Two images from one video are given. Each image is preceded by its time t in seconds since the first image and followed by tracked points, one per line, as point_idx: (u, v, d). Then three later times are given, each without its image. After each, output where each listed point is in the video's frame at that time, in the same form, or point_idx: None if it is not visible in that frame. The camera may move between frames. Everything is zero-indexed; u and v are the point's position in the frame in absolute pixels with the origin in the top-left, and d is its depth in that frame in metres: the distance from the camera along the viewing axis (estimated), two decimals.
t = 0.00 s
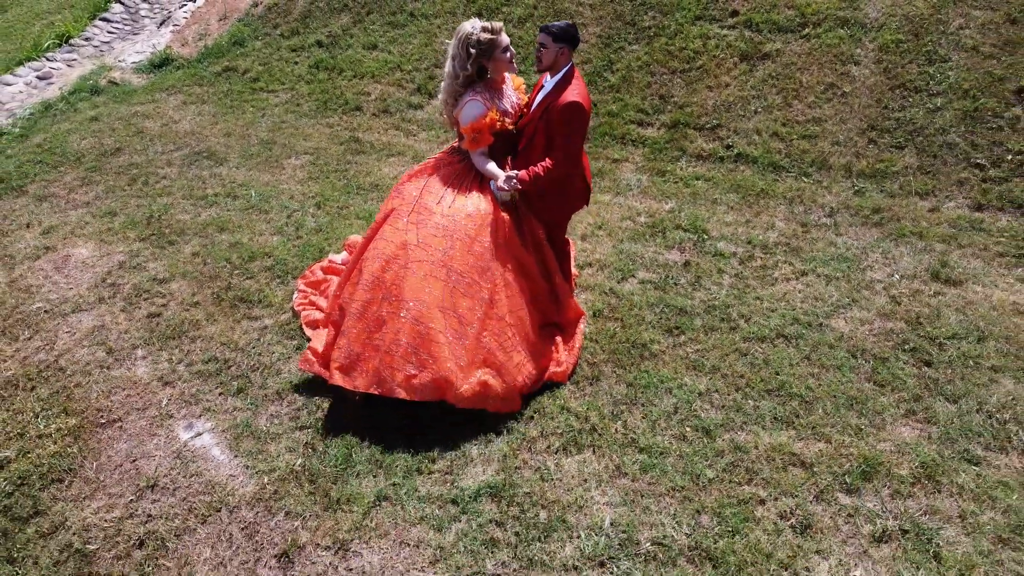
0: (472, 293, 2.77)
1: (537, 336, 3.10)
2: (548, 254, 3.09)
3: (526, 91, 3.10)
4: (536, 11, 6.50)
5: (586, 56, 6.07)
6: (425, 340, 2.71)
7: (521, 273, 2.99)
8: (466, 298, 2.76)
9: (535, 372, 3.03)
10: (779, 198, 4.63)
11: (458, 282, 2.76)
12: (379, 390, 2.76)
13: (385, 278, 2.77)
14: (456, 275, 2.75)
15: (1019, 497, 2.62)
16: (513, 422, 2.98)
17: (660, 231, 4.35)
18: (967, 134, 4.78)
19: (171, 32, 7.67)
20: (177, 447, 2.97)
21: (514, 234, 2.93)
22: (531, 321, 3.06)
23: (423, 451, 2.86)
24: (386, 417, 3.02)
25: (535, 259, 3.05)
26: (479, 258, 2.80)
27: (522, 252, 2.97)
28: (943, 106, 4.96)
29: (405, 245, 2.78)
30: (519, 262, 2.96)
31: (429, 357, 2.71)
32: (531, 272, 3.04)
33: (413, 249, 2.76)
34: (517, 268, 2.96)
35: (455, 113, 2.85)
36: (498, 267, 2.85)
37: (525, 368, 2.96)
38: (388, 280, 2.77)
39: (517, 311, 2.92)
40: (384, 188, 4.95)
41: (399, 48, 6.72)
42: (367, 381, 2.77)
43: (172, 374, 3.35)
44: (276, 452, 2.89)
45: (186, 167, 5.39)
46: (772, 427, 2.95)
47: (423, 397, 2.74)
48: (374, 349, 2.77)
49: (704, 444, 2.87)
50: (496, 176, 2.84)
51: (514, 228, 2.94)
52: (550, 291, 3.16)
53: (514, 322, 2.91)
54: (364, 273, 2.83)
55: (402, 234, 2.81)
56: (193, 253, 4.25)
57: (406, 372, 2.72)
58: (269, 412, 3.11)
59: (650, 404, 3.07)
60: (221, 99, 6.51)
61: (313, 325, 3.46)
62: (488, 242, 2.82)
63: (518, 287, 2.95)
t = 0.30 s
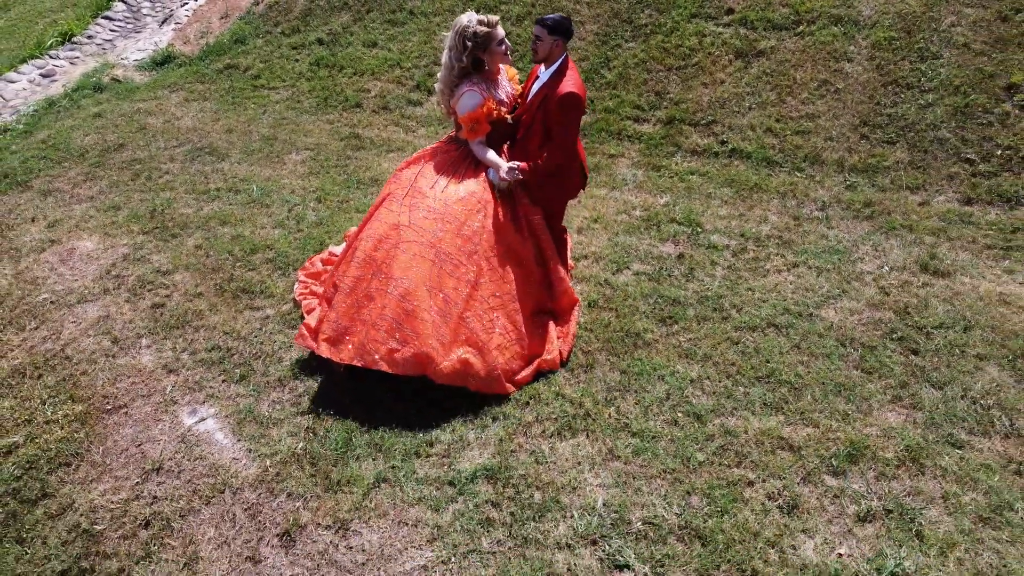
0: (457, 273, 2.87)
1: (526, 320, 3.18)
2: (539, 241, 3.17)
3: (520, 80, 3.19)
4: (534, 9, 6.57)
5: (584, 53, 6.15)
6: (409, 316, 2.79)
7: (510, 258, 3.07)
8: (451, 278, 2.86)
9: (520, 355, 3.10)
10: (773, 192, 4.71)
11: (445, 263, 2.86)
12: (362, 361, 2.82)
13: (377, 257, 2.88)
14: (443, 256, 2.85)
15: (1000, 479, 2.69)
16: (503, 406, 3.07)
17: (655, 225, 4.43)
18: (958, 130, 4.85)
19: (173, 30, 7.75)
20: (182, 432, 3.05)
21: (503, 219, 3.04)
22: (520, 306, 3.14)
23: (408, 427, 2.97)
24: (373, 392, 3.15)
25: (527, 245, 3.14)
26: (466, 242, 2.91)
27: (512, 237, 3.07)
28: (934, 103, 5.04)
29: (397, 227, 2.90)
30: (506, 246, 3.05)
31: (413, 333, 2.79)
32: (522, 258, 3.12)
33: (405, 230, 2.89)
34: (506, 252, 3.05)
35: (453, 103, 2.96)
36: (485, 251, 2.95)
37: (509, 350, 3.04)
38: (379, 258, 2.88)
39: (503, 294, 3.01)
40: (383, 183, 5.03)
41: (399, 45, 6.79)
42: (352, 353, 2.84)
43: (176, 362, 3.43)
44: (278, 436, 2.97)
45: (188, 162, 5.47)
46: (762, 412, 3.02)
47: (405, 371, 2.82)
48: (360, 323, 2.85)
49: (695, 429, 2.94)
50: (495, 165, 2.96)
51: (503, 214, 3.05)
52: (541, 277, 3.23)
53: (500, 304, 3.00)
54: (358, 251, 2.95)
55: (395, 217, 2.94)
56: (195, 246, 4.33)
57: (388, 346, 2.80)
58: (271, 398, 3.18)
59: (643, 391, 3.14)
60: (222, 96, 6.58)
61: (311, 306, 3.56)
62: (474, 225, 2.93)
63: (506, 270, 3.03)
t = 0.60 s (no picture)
0: (455, 265, 2.95)
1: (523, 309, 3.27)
2: (535, 232, 3.27)
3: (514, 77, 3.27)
4: (532, 9, 6.66)
5: (581, 53, 6.23)
6: (408, 308, 2.90)
7: (508, 249, 3.15)
8: (449, 271, 2.94)
9: (517, 343, 3.21)
10: (766, 189, 4.80)
11: (443, 256, 2.94)
12: (363, 353, 2.95)
13: (377, 251, 2.98)
14: (441, 249, 2.94)
15: (981, 465, 2.78)
16: (500, 395, 3.15)
17: (650, 221, 4.52)
18: (948, 128, 4.94)
19: (175, 30, 7.83)
20: (188, 420, 3.14)
21: (501, 213, 3.11)
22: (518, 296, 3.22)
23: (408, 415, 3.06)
24: (373, 382, 3.22)
25: (524, 237, 3.22)
26: (463, 235, 2.99)
27: (509, 230, 3.14)
28: (926, 101, 5.12)
29: (396, 222, 2.99)
30: (504, 238, 3.12)
31: (413, 324, 2.90)
32: (519, 249, 3.20)
33: (404, 225, 2.97)
34: (504, 244, 3.13)
35: (450, 99, 3.02)
36: (482, 243, 3.03)
37: (506, 339, 3.14)
38: (378, 252, 2.97)
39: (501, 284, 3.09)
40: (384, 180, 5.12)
41: (399, 45, 6.87)
42: (354, 345, 2.97)
43: (182, 353, 3.52)
44: (282, 424, 3.06)
45: (192, 160, 5.55)
46: (752, 401, 3.11)
47: (405, 361, 2.94)
48: (362, 316, 2.97)
49: (686, 417, 3.03)
50: (496, 159, 3.03)
51: (501, 207, 3.12)
52: (538, 267, 3.32)
53: (497, 294, 3.08)
54: (358, 246, 3.04)
55: (394, 212, 3.02)
56: (199, 241, 4.41)
57: (389, 337, 2.91)
58: (274, 388, 3.27)
59: (637, 381, 3.23)
60: (225, 95, 6.67)
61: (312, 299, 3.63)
62: (472, 219, 3.01)
63: (504, 261, 3.11)
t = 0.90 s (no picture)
0: (457, 265, 3.05)
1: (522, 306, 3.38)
2: (533, 231, 3.38)
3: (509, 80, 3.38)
4: (530, 11, 6.76)
5: (578, 55, 6.33)
6: (413, 308, 2.99)
7: (507, 248, 3.25)
8: (451, 270, 3.04)
9: (518, 339, 3.31)
10: (758, 189, 4.90)
11: (445, 255, 3.04)
12: (370, 354, 3.03)
13: (380, 255, 3.06)
14: (443, 249, 3.04)
15: (961, 455, 2.88)
16: (497, 388, 3.25)
17: (645, 220, 4.62)
18: (938, 129, 5.03)
19: (178, 32, 7.92)
20: (195, 412, 3.24)
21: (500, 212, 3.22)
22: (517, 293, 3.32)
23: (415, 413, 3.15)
24: (378, 382, 3.31)
25: (522, 235, 3.33)
26: (464, 235, 3.08)
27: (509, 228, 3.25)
28: (916, 103, 5.22)
29: (398, 225, 3.08)
30: (503, 237, 3.22)
31: (418, 323, 2.99)
32: (518, 247, 3.30)
33: (405, 228, 3.07)
34: (504, 242, 3.23)
35: (446, 102, 3.12)
36: (482, 242, 3.13)
37: (508, 335, 3.24)
38: (381, 255, 3.06)
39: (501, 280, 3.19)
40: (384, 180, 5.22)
41: (399, 47, 6.97)
42: (361, 347, 3.06)
43: (188, 348, 3.62)
44: (286, 416, 3.16)
45: (196, 160, 5.65)
46: (741, 395, 3.21)
47: (412, 360, 3.03)
48: (369, 318, 3.05)
49: (677, 409, 3.13)
50: (494, 158, 3.13)
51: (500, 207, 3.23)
52: (536, 264, 3.43)
53: (498, 291, 3.18)
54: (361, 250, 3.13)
55: (396, 216, 3.11)
56: (204, 240, 4.52)
57: (396, 338, 3.00)
58: (278, 381, 3.37)
59: (630, 375, 3.33)
60: (228, 96, 6.77)
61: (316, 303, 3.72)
62: (473, 220, 3.11)
63: (504, 260, 3.21)
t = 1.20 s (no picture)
0: (455, 272, 3.16)
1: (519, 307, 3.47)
2: (528, 234, 3.44)
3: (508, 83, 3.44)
4: (529, 14, 6.85)
5: (576, 58, 6.43)
6: (414, 316, 3.13)
7: (504, 252, 3.34)
8: (449, 277, 3.15)
9: (516, 340, 3.43)
10: (752, 190, 5.00)
11: (443, 263, 3.14)
12: (375, 361, 3.22)
13: (380, 264, 3.18)
14: (441, 257, 3.14)
15: (943, 448, 2.98)
16: (495, 384, 3.35)
17: (641, 220, 4.72)
18: (928, 131, 5.13)
19: (181, 34, 8.02)
20: (202, 407, 3.34)
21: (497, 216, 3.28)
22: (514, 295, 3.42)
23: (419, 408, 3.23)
24: (380, 377, 3.40)
25: (519, 238, 3.41)
26: (461, 242, 3.17)
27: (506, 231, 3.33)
28: (907, 105, 5.31)
29: (397, 234, 3.18)
30: (500, 241, 3.31)
31: (419, 331, 3.14)
32: (514, 250, 3.38)
33: (403, 237, 3.17)
34: (502, 246, 3.31)
35: (441, 107, 3.21)
36: (478, 247, 3.21)
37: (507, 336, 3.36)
38: (382, 264, 3.18)
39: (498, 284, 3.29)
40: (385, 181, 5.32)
41: (399, 49, 7.07)
42: (365, 353, 3.24)
43: (194, 345, 3.72)
44: (290, 411, 3.26)
45: (199, 161, 5.75)
46: (732, 390, 3.30)
47: (414, 365, 3.19)
48: (372, 325, 3.22)
49: (670, 404, 3.23)
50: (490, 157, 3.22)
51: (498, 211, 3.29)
52: (532, 266, 3.51)
53: (496, 295, 3.29)
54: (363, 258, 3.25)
55: (395, 224, 3.22)
56: (209, 240, 4.62)
57: (398, 345, 3.17)
58: (283, 377, 3.47)
59: (624, 371, 3.42)
60: (231, 98, 6.87)
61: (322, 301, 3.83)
62: (470, 227, 3.19)
63: (501, 264, 3.32)
